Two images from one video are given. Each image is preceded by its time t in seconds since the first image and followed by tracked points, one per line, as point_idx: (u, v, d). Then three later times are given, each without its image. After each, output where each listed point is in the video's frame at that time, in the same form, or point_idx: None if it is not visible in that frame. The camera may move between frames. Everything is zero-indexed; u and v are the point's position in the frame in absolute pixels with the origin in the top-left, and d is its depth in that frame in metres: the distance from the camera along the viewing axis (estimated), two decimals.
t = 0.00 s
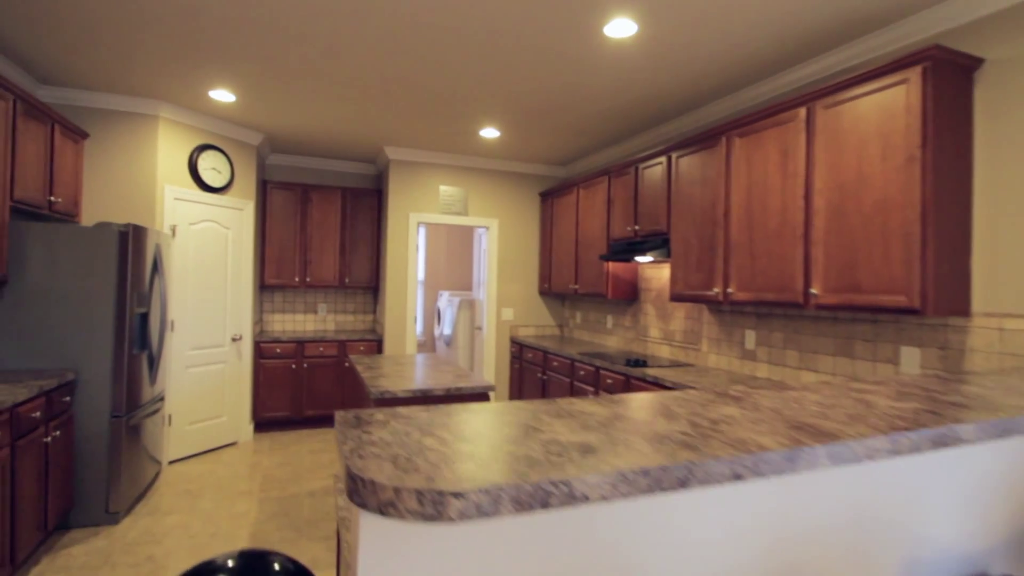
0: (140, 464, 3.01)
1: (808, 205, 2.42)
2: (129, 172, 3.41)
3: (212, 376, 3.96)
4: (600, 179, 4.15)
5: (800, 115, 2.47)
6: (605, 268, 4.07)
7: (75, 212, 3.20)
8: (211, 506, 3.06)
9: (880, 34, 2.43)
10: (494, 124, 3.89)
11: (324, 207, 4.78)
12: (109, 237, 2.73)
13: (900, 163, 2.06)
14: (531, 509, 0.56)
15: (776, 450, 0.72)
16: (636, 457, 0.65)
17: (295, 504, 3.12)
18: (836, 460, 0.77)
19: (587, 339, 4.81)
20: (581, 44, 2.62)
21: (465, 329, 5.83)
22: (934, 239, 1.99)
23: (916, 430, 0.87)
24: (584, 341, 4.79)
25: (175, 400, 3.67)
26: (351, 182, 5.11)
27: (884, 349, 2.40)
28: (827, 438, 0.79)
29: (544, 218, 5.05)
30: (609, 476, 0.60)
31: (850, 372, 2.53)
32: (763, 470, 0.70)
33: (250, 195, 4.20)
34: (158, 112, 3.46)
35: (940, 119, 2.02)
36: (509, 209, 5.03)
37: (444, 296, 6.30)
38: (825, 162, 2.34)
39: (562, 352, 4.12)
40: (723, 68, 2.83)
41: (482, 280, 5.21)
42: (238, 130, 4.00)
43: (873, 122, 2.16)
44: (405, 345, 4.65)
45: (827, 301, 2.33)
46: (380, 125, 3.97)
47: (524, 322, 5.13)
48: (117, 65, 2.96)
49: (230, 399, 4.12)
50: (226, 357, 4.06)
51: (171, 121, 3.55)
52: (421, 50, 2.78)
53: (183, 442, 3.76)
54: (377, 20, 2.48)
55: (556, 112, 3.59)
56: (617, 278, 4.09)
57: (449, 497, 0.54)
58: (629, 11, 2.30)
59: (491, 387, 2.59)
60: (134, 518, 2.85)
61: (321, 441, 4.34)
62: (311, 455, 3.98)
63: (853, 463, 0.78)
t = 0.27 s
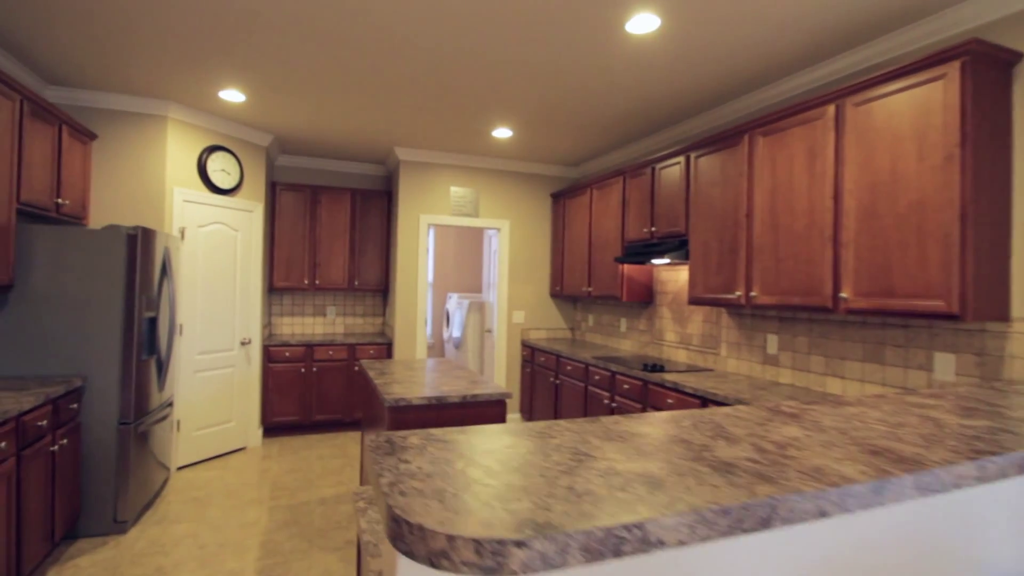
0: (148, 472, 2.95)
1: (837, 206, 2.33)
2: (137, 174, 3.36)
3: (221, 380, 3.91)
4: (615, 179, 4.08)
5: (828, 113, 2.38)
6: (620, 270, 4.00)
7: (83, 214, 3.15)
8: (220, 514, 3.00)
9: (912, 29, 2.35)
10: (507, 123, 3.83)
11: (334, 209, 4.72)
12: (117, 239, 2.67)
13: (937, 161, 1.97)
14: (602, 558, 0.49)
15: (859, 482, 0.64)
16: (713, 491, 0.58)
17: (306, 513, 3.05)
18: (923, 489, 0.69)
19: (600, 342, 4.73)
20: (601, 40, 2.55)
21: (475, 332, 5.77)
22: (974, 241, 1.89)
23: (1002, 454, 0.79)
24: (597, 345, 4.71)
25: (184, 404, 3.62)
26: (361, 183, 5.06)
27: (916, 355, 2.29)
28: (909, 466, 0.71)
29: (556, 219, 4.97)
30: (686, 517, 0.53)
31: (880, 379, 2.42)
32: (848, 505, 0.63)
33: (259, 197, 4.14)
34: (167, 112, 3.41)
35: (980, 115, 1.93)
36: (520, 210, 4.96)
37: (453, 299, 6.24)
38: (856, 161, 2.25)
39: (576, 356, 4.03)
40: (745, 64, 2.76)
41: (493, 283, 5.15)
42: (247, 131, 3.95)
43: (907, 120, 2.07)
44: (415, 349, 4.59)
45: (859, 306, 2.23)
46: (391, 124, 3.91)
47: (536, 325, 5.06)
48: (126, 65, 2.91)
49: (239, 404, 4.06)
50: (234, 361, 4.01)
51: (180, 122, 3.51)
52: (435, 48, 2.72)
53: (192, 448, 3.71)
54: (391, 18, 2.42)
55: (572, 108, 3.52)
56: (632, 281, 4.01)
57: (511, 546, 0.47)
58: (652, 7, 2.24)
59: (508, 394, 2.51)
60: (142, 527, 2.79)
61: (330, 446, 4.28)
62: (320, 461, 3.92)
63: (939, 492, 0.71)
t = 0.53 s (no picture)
0: (151, 479, 2.88)
1: (861, 206, 2.27)
2: (139, 173, 3.30)
3: (224, 384, 3.84)
4: (625, 179, 4.02)
5: (852, 111, 2.32)
6: (630, 272, 3.93)
7: (85, 216, 3.09)
8: (224, 523, 2.93)
9: (938, 24, 2.28)
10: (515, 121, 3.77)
11: (339, 209, 4.66)
12: (120, 241, 2.61)
13: (969, 159, 1.90)
14: None
15: (957, 511, 0.58)
16: (806, 525, 0.52)
17: (312, 521, 2.98)
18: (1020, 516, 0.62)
19: (608, 345, 4.67)
20: (617, 35, 2.50)
21: (480, 334, 5.72)
22: (1008, 242, 1.81)
23: None
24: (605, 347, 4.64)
25: (187, 409, 3.55)
26: (365, 184, 5.00)
27: (943, 359, 2.21)
28: (1001, 490, 0.65)
29: (563, 220, 4.91)
30: (783, 558, 0.46)
31: (903, 384, 2.35)
32: (947, 537, 0.56)
33: (263, 198, 4.08)
34: (171, 111, 3.35)
35: (1015, 112, 1.85)
36: (527, 211, 4.90)
37: (458, 300, 6.18)
38: (881, 160, 2.19)
39: (585, 359, 3.96)
40: (763, 59, 2.70)
41: (499, 284, 5.09)
42: (251, 130, 3.89)
43: (936, 117, 2.01)
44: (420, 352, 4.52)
45: (884, 309, 2.17)
46: (398, 123, 3.85)
47: (542, 327, 4.99)
48: (129, 63, 2.85)
49: (242, 408, 4.00)
50: (238, 364, 3.94)
51: (184, 121, 3.45)
52: (445, 43, 2.66)
53: (195, 453, 3.64)
54: (402, 12, 2.36)
55: (582, 105, 3.46)
56: (642, 282, 3.95)
57: None
58: None
59: (522, 400, 2.45)
60: (144, 536, 2.72)
61: (335, 451, 4.21)
62: (325, 466, 3.85)
63: None
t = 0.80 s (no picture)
0: (148, 487, 2.79)
1: (878, 206, 2.24)
2: (135, 172, 3.20)
3: (221, 388, 3.75)
4: (629, 179, 3.98)
5: (868, 109, 2.29)
6: (635, 273, 3.89)
7: (78, 215, 2.99)
8: (225, 532, 2.85)
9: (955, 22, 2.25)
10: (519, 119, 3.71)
11: (337, 209, 4.57)
12: (116, 241, 2.52)
13: (992, 158, 1.86)
14: None
15: None
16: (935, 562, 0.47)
17: (314, 529, 2.91)
18: None
19: (610, 346, 4.62)
20: (630, 28, 2.46)
21: (479, 335, 5.66)
22: None
23: None
24: (607, 349, 4.60)
25: (183, 414, 3.46)
26: (363, 183, 4.92)
27: (961, 361, 2.18)
28: None
29: (564, 220, 4.87)
30: None
31: (920, 386, 2.31)
32: None
33: (261, 197, 3.99)
34: (168, 108, 3.26)
35: None
36: (528, 211, 4.85)
37: (456, 301, 6.11)
38: (899, 159, 2.16)
39: (589, 361, 3.91)
40: (775, 58, 2.67)
41: (500, 285, 5.03)
42: (249, 128, 3.80)
43: (956, 116, 1.98)
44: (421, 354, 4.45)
45: (903, 310, 2.13)
46: (400, 121, 3.78)
47: (543, 328, 4.94)
48: (126, 58, 2.76)
49: (240, 413, 3.90)
50: (235, 368, 3.85)
51: (181, 118, 3.36)
52: (452, 38, 2.60)
53: (191, 459, 3.54)
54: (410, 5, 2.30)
55: (588, 103, 3.41)
56: (647, 283, 3.91)
57: None
58: None
59: (534, 404, 2.39)
60: (141, 547, 2.63)
61: (334, 456, 4.13)
62: (324, 472, 3.77)
63: None
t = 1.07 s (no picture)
0: (137, 498, 2.68)
1: (888, 206, 2.23)
2: (122, 169, 3.08)
3: (211, 392, 3.63)
4: (627, 178, 3.95)
5: (877, 109, 2.28)
6: (634, 272, 3.86)
7: (63, 213, 2.86)
8: (220, 542, 2.76)
9: (962, 25, 2.25)
10: (518, 116, 3.66)
11: (329, 207, 4.47)
12: (105, 240, 2.41)
13: (1006, 159, 1.86)
14: None
15: None
16: None
17: (313, 538, 2.83)
18: None
19: (606, 346, 4.59)
20: (641, 25, 2.42)
21: (472, 335, 5.60)
22: None
23: None
24: (603, 349, 4.57)
25: (172, 420, 3.34)
26: (355, 181, 4.82)
27: (970, 362, 2.18)
28: None
29: (560, 219, 4.83)
30: None
31: (928, 387, 2.32)
32: None
33: (252, 195, 3.87)
34: (157, 103, 3.15)
35: None
36: (523, 210, 4.80)
37: (448, 301, 6.04)
38: (909, 160, 2.15)
39: (588, 361, 3.87)
40: (782, 57, 2.66)
41: (495, 285, 4.97)
42: (239, 124, 3.69)
43: (968, 116, 1.97)
44: (415, 356, 4.37)
45: (914, 311, 2.13)
46: (396, 118, 3.70)
47: (539, 328, 4.89)
48: (114, 51, 2.65)
49: (230, 417, 3.79)
50: (226, 371, 3.73)
51: (170, 113, 3.24)
52: (455, 33, 2.53)
53: (180, 466, 3.43)
54: None
55: (590, 101, 3.37)
56: (646, 283, 3.88)
57: None
58: None
59: (543, 408, 2.34)
60: (132, 560, 2.53)
61: (328, 460, 4.03)
62: (318, 478, 3.67)
63: None
